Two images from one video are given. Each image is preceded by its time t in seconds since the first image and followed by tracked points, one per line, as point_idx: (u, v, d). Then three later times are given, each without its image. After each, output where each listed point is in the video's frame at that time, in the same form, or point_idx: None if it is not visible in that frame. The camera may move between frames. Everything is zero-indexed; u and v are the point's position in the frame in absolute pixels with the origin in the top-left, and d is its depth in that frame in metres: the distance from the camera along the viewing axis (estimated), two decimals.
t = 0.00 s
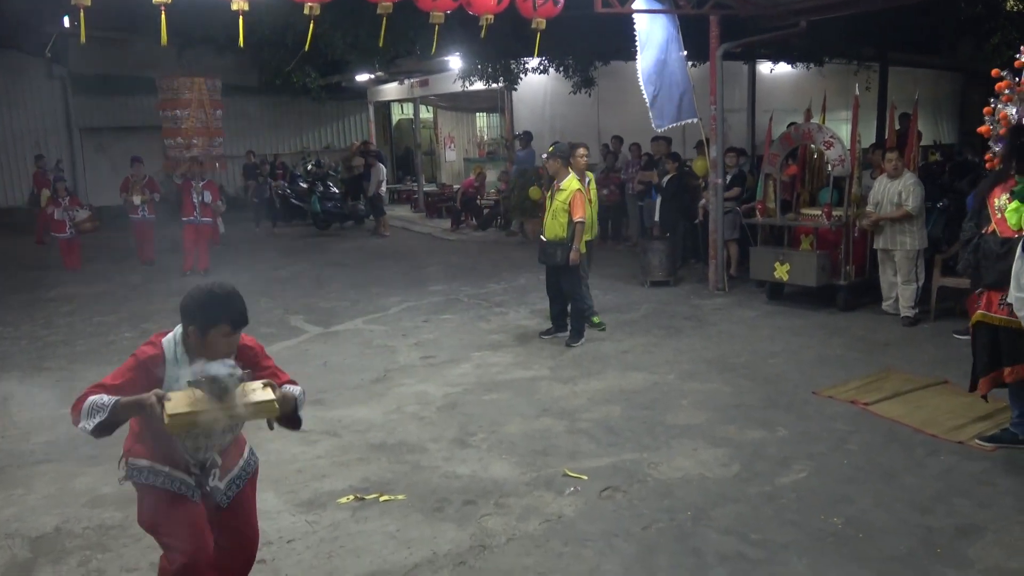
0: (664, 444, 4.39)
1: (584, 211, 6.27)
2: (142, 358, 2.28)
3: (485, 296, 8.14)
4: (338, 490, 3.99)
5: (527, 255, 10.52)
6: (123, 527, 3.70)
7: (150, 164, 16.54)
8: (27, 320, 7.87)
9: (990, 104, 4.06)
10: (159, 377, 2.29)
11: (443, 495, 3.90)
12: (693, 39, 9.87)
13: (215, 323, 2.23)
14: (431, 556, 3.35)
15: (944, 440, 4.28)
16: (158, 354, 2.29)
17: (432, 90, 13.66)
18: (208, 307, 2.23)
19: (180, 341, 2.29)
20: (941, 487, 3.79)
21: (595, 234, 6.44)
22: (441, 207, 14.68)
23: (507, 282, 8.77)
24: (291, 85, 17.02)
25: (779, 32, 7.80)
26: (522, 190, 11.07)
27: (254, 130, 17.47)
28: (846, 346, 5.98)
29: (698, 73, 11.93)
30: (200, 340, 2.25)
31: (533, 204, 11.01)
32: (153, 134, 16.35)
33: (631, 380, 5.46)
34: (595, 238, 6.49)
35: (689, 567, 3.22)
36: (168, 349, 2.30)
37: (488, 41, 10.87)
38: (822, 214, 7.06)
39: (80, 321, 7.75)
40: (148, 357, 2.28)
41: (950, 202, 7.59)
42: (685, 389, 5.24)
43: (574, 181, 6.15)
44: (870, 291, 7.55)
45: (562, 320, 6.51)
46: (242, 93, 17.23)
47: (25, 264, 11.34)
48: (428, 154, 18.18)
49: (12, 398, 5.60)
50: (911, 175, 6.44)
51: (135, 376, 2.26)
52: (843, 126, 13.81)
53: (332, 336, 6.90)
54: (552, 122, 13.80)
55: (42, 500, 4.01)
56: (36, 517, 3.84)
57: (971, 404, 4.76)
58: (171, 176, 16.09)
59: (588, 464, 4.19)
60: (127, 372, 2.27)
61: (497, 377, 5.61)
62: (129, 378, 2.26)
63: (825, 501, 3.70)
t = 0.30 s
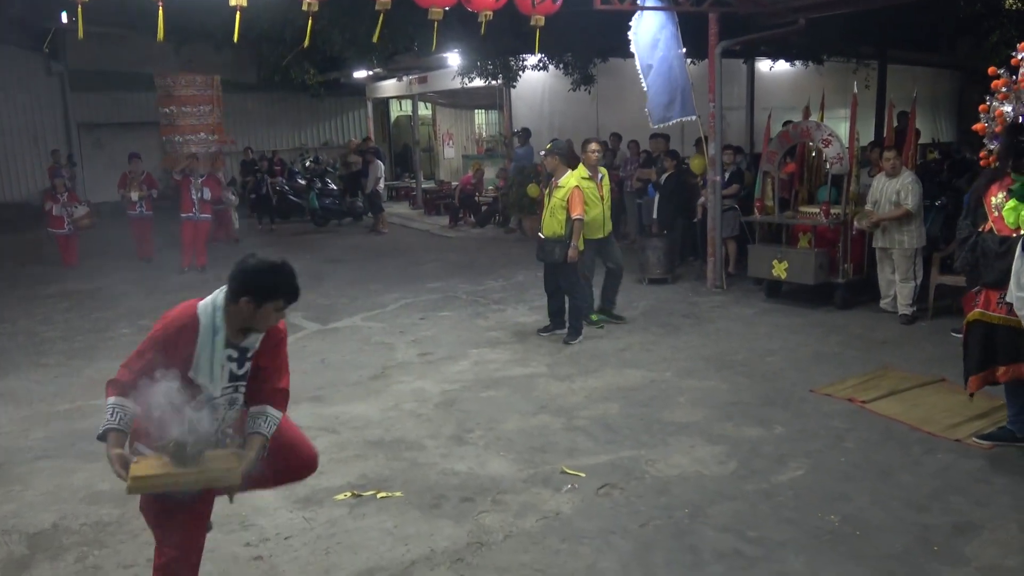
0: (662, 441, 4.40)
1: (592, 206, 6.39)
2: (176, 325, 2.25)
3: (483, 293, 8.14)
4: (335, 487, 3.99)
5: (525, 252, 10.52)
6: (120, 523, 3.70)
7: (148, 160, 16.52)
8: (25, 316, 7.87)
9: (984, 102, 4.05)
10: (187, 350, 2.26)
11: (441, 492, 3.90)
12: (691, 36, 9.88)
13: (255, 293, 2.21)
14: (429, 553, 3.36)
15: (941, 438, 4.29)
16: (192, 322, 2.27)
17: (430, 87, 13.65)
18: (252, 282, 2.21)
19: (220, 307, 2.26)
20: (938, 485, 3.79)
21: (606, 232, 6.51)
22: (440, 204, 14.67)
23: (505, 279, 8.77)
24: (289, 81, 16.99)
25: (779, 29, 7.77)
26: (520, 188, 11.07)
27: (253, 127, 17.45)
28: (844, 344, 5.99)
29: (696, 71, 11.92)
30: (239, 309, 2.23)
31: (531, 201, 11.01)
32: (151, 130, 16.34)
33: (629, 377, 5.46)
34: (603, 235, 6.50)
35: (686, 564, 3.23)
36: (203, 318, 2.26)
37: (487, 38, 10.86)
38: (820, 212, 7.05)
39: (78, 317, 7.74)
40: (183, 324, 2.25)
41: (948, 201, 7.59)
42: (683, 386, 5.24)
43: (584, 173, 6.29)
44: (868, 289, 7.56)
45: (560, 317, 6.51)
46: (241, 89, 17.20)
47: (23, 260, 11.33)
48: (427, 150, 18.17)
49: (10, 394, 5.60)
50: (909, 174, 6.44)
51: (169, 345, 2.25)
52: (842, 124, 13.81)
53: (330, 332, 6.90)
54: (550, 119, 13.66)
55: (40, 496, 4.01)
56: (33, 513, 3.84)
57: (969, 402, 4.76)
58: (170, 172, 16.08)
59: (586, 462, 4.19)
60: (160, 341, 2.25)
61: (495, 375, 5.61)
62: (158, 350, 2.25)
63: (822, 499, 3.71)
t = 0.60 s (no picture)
0: (659, 442, 4.40)
1: (604, 210, 6.30)
2: (259, 356, 2.22)
3: (481, 293, 8.14)
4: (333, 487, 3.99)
5: (524, 252, 10.52)
6: (118, 523, 3.70)
7: (146, 159, 16.51)
8: (23, 315, 7.86)
9: (981, 103, 4.10)
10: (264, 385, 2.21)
11: (439, 493, 3.90)
12: (690, 37, 9.89)
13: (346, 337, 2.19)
14: (426, 553, 3.36)
15: (939, 439, 4.29)
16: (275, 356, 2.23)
17: (429, 87, 13.66)
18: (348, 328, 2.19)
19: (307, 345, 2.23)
20: (935, 486, 3.80)
21: (619, 240, 6.36)
22: (438, 204, 14.67)
23: (504, 279, 8.76)
24: (288, 80, 17.00)
25: (778, 31, 7.76)
26: (519, 188, 11.08)
27: (252, 126, 17.45)
28: (842, 345, 6.00)
29: (695, 71, 11.93)
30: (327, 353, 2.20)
31: (530, 202, 11.01)
32: (150, 129, 16.33)
33: (627, 378, 5.46)
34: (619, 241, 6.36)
35: (683, 565, 3.23)
36: (288, 355, 2.20)
37: (486, 37, 10.87)
38: (818, 213, 7.04)
39: (76, 316, 7.74)
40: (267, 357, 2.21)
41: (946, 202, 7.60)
42: (681, 387, 5.24)
43: (598, 176, 6.41)
44: (865, 290, 7.57)
45: (558, 317, 6.51)
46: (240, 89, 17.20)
47: (21, 259, 11.32)
48: (426, 151, 18.18)
49: (7, 393, 5.60)
50: (906, 175, 6.45)
51: (247, 377, 2.20)
52: (840, 125, 13.82)
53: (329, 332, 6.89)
54: (549, 120, 13.64)
55: (37, 495, 4.01)
56: (29, 512, 3.83)
57: (966, 403, 4.77)
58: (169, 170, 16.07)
59: (584, 462, 4.19)
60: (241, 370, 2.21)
61: (494, 375, 5.61)
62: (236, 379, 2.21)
63: (820, 500, 3.71)
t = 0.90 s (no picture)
0: (658, 445, 4.40)
1: (620, 213, 6.21)
2: (409, 344, 2.22)
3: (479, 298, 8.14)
4: (332, 493, 3.99)
5: (522, 257, 10.53)
6: (117, 530, 3.70)
7: (144, 167, 16.52)
8: (21, 323, 7.86)
9: (974, 104, 4.10)
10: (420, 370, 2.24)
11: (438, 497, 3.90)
12: (686, 40, 9.91)
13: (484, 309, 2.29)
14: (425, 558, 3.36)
15: (936, 440, 4.30)
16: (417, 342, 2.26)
17: (426, 92, 13.68)
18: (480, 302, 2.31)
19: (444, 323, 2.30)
20: (933, 487, 3.80)
21: (635, 244, 6.24)
22: (436, 209, 14.68)
23: (502, 284, 8.77)
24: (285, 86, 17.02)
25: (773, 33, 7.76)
26: (516, 193, 11.09)
27: (249, 132, 17.46)
28: (840, 347, 6.00)
29: (691, 75, 11.95)
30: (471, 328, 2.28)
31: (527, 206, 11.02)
32: (147, 136, 16.36)
33: (625, 381, 5.46)
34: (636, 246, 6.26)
35: (682, 568, 3.23)
36: (434, 338, 2.23)
37: (482, 42, 10.89)
38: (815, 215, 7.05)
39: (74, 324, 7.74)
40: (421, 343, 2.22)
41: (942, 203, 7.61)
42: (679, 390, 5.25)
43: (618, 177, 6.32)
44: (863, 291, 7.58)
45: (556, 321, 6.52)
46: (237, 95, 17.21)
47: (20, 267, 11.33)
48: (424, 156, 18.20)
49: (6, 401, 5.60)
50: (903, 176, 6.46)
51: (408, 366, 2.20)
52: (837, 128, 13.84)
53: (327, 338, 6.90)
54: (546, 125, 13.43)
55: (35, 503, 4.01)
56: (29, 520, 3.83)
57: (964, 403, 4.78)
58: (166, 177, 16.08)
59: (582, 466, 4.19)
60: (396, 361, 2.20)
61: (492, 379, 5.61)
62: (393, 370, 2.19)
63: (818, 502, 3.71)
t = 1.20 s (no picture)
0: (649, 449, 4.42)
1: (620, 218, 6.16)
2: (527, 342, 2.48)
3: (471, 303, 8.15)
4: (323, 499, 3.99)
5: (513, 262, 10.54)
6: (107, 539, 3.70)
7: (133, 174, 16.49)
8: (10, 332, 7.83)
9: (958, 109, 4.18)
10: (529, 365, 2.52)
11: (429, 503, 3.91)
12: (674, 46, 9.96)
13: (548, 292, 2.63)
14: (417, 564, 3.36)
15: (925, 442, 4.33)
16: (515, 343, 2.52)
17: (416, 99, 13.71)
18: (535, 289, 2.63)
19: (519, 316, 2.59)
20: (923, 488, 3.83)
21: (634, 252, 6.17)
22: (427, 215, 14.70)
23: (493, 289, 8.78)
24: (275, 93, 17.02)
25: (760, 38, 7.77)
26: (507, 198, 11.12)
27: (239, 139, 17.45)
28: (830, 349, 6.03)
29: (680, 80, 12.00)
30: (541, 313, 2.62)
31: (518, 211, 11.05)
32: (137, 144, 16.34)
33: (616, 386, 5.48)
34: (636, 252, 6.16)
35: (674, 571, 3.24)
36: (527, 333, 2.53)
37: (471, 49, 10.93)
38: (804, 218, 7.10)
39: (64, 333, 7.72)
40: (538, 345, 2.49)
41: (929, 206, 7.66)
42: (670, 394, 5.26)
43: (619, 182, 6.27)
44: (853, 294, 7.62)
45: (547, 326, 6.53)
46: (226, 102, 17.20)
47: (9, 275, 11.29)
48: (414, 162, 18.21)
49: None
50: (891, 179, 6.50)
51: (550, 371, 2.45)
52: (825, 132, 13.92)
53: (318, 345, 6.90)
54: (536, 130, 13.78)
55: (25, 513, 4.00)
56: (18, 530, 3.82)
57: (953, 405, 4.80)
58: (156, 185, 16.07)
59: (573, 470, 4.20)
60: (533, 364, 2.44)
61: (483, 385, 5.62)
62: (537, 382, 2.42)
63: (808, 504, 3.73)
